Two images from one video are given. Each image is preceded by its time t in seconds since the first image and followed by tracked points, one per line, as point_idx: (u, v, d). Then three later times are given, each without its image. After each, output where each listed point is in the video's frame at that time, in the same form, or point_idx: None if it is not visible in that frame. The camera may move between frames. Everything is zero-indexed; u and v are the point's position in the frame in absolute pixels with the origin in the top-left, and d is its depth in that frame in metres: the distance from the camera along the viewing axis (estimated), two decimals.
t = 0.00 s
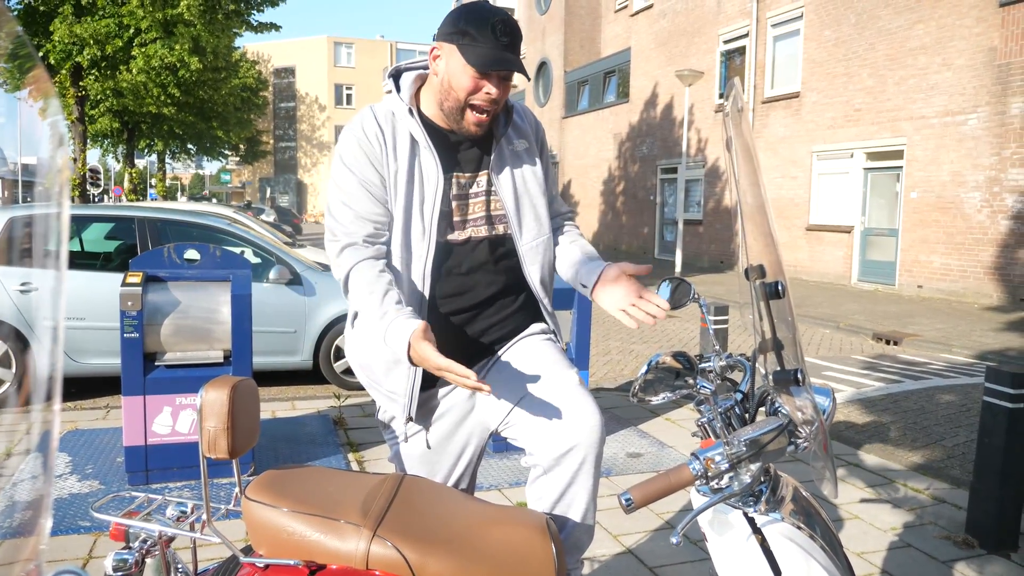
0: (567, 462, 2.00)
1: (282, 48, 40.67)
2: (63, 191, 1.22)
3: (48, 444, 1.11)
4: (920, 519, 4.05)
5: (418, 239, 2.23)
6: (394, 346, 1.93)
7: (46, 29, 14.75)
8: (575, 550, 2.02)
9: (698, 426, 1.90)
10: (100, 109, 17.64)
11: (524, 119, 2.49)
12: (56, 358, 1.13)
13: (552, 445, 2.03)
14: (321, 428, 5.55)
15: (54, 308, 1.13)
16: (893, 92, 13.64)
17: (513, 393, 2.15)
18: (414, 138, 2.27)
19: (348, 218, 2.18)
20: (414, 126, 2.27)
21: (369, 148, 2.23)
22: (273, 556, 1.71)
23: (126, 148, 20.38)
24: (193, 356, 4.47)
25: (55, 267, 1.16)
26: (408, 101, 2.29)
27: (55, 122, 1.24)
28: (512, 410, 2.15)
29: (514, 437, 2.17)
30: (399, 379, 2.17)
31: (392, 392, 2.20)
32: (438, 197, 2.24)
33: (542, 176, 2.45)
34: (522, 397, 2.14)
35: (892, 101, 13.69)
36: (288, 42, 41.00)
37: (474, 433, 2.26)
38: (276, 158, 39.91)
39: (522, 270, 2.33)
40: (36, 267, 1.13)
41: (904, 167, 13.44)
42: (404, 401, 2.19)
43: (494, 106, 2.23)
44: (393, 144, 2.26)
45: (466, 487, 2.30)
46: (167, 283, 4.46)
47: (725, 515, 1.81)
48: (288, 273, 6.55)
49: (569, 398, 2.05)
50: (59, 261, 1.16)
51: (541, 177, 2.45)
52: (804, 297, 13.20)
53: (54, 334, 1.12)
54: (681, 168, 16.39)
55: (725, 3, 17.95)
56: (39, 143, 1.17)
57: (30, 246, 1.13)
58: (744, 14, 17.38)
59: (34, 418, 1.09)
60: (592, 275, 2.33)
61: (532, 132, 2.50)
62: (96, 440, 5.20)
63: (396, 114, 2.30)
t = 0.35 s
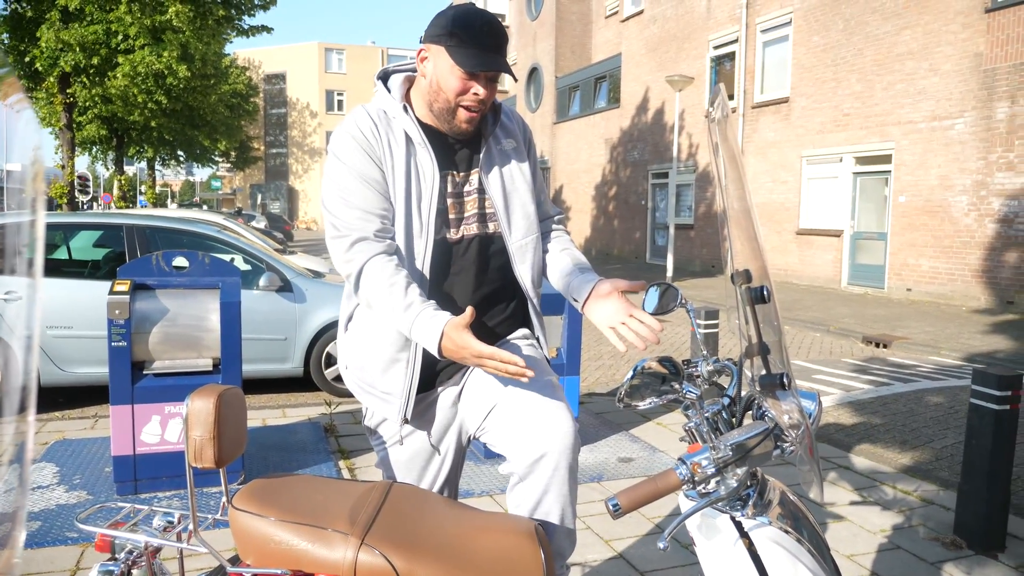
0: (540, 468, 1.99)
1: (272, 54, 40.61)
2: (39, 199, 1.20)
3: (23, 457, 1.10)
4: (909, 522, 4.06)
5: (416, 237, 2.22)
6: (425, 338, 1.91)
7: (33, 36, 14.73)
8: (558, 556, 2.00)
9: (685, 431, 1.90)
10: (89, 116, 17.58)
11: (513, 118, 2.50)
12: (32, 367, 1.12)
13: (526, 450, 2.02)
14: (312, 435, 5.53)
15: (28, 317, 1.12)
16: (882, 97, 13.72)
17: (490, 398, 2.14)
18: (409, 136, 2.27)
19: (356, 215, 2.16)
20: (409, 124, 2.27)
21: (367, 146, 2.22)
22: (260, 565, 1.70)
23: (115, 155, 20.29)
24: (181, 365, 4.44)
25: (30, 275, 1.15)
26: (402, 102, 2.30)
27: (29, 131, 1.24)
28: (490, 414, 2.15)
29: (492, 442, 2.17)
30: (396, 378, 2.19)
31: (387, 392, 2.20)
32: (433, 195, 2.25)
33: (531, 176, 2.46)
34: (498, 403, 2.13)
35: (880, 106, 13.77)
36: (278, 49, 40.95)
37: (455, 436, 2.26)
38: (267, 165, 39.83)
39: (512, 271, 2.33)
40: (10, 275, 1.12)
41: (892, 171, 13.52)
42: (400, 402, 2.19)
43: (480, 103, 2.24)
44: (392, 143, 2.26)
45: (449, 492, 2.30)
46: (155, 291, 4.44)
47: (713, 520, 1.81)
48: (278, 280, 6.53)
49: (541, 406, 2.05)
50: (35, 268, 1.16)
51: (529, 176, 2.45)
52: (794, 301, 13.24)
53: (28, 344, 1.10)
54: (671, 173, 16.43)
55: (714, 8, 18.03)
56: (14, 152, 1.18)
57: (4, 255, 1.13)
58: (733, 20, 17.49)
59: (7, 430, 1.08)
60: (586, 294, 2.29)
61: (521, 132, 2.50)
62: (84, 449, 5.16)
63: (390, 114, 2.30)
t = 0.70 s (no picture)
0: (531, 469, 1.99)
1: (266, 56, 40.50)
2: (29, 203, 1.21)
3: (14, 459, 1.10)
4: (904, 519, 4.07)
5: (408, 238, 2.22)
6: (406, 342, 1.91)
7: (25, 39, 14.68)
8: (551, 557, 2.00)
9: (678, 431, 1.90)
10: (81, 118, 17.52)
11: (510, 120, 2.49)
12: (19, 370, 1.11)
13: (517, 451, 2.02)
14: (307, 437, 5.52)
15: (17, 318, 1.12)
16: (874, 95, 13.76)
17: (481, 398, 2.15)
18: (403, 137, 2.27)
19: (345, 215, 2.16)
20: (404, 125, 2.27)
21: (362, 146, 2.22)
22: (255, 567, 1.69)
23: (108, 157, 20.22)
24: (175, 367, 4.43)
25: (17, 278, 1.15)
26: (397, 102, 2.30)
27: (15, 132, 1.24)
28: (482, 415, 2.15)
29: (485, 443, 2.16)
30: (389, 379, 2.18)
31: (381, 393, 2.20)
32: (428, 196, 2.25)
33: (527, 179, 2.44)
34: (489, 404, 2.14)
35: (873, 104, 13.80)
36: (271, 50, 40.86)
37: (448, 438, 2.26)
38: (260, 166, 39.76)
39: (505, 274, 2.33)
40: None
41: (886, 169, 13.56)
42: (394, 403, 2.18)
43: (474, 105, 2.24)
44: (389, 145, 2.26)
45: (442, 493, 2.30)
46: (149, 294, 4.43)
47: (707, 519, 1.81)
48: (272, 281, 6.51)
49: (537, 406, 2.05)
50: (23, 271, 1.16)
51: (525, 179, 2.44)
52: (789, 299, 13.27)
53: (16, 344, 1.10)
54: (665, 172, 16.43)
55: (707, 7, 18.06)
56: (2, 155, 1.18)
57: None
58: (726, 19, 17.51)
59: None
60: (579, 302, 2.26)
61: (517, 136, 2.50)
62: (78, 452, 5.14)
63: (385, 114, 2.30)
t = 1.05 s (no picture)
0: (522, 473, 1.99)
1: (265, 60, 40.55)
2: (25, 209, 1.20)
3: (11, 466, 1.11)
4: (905, 522, 4.07)
5: (410, 245, 2.22)
6: (405, 349, 1.91)
7: (25, 44, 14.71)
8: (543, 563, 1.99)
9: (677, 435, 1.90)
10: (80, 122, 17.54)
11: (510, 126, 2.49)
12: (17, 376, 1.11)
13: (510, 455, 2.02)
14: (306, 441, 5.52)
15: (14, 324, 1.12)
16: (872, 96, 13.77)
17: (476, 403, 2.16)
18: (405, 143, 2.28)
19: (347, 221, 2.17)
20: (406, 131, 2.27)
21: (362, 152, 2.22)
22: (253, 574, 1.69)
23: (108, 162, 20.23)
24: (175, 371, 4.43)
25: (15, 283, 1.15)
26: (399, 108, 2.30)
27: (12, 137, 1.24)
28: (476, 419, 2.16)
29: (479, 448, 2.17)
30: (389, 385, 2.18)
31: (381, 399, 2.19)
32: (430, 202, 2.25)
33: (528, 186, 2.44)
34: (482, 409, 2.15)
35: (871, 105, 13.82)
36: (270, 54, 40.91)
37: (444, 443, 2.26)
38: (260, 170, 39.80)
39: (506, 280, 2.33)
40: None
41: (884, 170, 13.57)
42: (393, 409, 2.18)
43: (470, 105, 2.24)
44: (389, 151, 2.26)
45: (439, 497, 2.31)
46: (148, 298, 4.43)
47: (707, 523, 1.81)
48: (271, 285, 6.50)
49: (529, 411, 2.06)
50: (20, 275, 1.16)
51: (525, 186, 2.44)
52: (788, 301, 13.27)
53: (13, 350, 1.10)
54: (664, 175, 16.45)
55: (705, 9, 18.09)
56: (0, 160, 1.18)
57: None
58: (724, 21, 17.53)
59: None
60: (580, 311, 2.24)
61: (518, 142, 2.50)
62: (78, 457, 5.14)
63: (387, 120, 2.30)
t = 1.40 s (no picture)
0: (529, 476, 1.99)
1: (266, 64, 40.61)
2: (28, 213, 1.20)
3: (13, 469, 1.11)
4: (907, 525, 4.07)
5: (412, 256, 2.23)
6: (360, 370, 1.91)
7: (26, 49, 14.75)
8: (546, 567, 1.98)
9: (678, 439, 1.90)
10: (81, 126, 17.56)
11: (520, 137, 2.50)
12: (21, 381, 1.12)
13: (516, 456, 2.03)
14: (307, 445, 5.52)
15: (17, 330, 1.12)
16: (873, 100, 13.78)
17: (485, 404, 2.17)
18: (411, 151, 2.28)
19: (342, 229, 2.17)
20: (412, 139, 2.28)
21: (364, 161, 2.23)
22: None
23: (108, 166, 20.26)
24: (176, 375, 4.43)
25: (19, 287, 1.15)
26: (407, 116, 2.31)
27: (15, 141, 1.24)
28: (484, 420, 2.17)
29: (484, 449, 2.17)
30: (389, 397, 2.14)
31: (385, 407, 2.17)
32: (434, 211, 2.25)
33: (534, 199, 2.46)
34: (492, 409, 2.16)
35: (871, 109, 13.83)
36: (271, 58, 40.98)
37: (448, 449, 2.28)
38: (260, 174, 39.85)
39: (511, 292, 2.34)
40: None
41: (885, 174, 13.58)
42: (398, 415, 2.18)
43: (461, 105, 2.28)
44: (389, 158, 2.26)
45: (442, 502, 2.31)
46: (149, 303, 4.43)
47: (708, 526, 1.80)
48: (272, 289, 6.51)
49: (536, 411, 2.06)
50: (24, 279, 1.16)
51: (532, 198, 2.45)
52: (789, 304, 13.28)
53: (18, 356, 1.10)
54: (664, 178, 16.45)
55: (705, 13, 18.12)
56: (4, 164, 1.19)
57: None
58: (724, 25, 17.56)
59: None
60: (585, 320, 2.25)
61: (526, 154, 2.51)
62: (79, 462, 5.14)
63: (393, 128, 2.31)
